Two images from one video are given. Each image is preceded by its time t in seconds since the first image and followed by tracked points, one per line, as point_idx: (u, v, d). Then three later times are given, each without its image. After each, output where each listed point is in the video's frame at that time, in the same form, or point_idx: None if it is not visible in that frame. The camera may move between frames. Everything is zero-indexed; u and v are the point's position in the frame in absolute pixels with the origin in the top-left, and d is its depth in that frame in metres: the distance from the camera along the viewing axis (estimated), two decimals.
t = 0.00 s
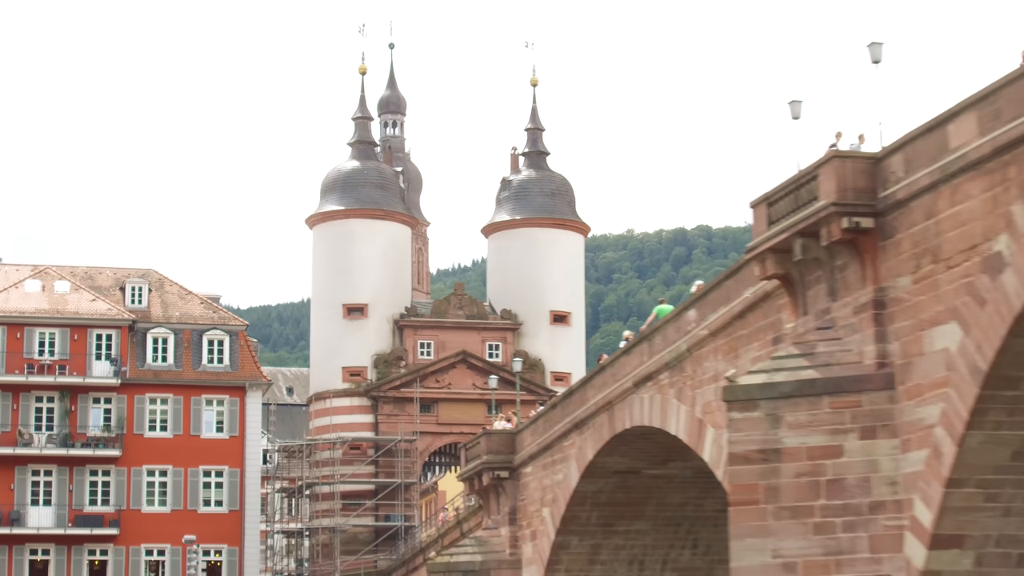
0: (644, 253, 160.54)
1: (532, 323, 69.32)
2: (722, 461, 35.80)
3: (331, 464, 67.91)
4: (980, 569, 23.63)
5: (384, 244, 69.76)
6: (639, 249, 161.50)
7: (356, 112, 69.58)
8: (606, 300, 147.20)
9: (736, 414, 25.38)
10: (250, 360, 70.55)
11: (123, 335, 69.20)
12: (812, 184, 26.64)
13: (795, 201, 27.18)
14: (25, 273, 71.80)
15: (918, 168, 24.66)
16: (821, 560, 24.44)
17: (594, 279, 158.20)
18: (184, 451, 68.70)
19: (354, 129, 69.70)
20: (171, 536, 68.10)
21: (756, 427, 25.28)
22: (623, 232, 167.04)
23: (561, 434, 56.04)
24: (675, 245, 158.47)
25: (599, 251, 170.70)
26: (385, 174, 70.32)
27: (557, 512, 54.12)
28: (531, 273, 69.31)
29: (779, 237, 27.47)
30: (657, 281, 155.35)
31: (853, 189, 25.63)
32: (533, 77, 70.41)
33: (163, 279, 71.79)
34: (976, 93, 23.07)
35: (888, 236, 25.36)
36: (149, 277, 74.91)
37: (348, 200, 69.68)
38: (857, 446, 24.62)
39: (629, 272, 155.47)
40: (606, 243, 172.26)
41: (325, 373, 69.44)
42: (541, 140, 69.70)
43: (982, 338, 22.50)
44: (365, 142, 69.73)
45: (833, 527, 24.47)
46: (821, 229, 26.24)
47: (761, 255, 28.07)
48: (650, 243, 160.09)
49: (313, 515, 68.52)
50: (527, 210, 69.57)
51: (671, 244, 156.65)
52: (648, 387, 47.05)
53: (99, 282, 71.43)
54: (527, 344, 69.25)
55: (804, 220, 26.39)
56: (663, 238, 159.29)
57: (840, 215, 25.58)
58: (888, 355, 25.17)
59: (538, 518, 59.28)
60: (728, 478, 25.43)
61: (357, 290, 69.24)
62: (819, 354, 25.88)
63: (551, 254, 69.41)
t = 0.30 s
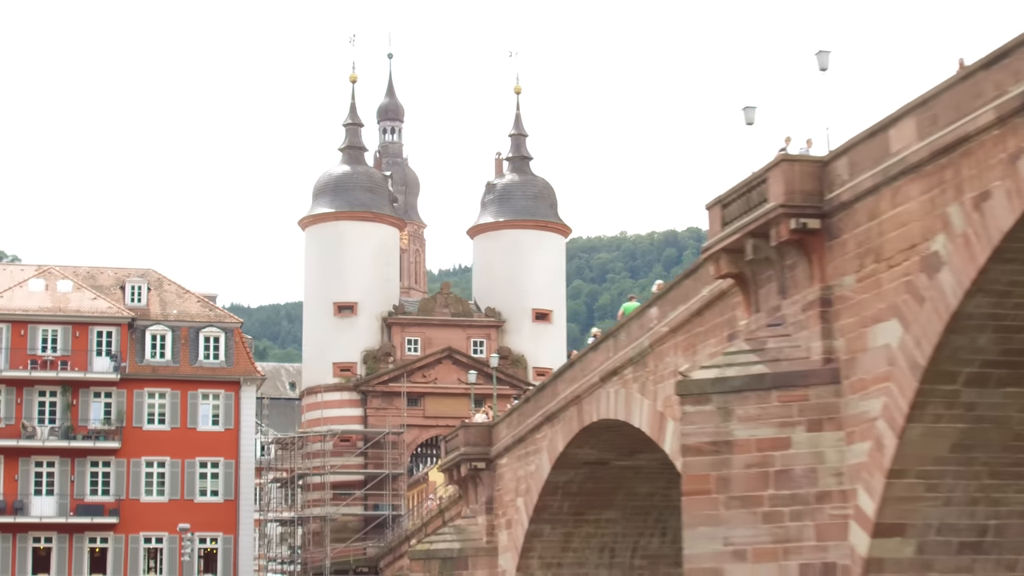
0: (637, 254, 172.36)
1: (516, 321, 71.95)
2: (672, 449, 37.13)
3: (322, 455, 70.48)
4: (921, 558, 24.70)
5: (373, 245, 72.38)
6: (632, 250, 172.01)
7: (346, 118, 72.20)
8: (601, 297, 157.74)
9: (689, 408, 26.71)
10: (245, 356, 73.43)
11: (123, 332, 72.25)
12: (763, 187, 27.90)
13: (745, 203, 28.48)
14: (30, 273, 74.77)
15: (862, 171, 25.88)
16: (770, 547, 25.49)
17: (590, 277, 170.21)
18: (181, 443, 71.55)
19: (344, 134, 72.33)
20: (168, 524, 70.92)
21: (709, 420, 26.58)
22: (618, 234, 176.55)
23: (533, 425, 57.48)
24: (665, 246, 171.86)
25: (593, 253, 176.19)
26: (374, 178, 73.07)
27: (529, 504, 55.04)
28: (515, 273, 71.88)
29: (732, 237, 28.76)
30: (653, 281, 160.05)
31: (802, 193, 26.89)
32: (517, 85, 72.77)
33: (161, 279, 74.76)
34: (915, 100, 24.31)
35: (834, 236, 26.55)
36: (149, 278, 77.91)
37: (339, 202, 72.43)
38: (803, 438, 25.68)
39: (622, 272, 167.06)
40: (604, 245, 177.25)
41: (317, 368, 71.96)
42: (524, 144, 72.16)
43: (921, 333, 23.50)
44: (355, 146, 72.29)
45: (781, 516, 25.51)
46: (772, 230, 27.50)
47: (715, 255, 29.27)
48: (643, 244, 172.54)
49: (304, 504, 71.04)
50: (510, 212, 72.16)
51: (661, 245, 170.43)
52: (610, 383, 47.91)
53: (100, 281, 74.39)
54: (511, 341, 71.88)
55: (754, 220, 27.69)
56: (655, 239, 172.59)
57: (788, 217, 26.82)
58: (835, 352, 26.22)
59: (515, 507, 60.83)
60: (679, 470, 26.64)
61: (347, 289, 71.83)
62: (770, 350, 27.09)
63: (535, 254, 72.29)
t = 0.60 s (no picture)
0: (632, 256, 181.90)
1: (502, 319, 75.66)
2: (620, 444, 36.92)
3: (315, 448, 73.26)
4: (866, 547, 24.59)
5: (365, 246, 75.33)
6: (626, 252, 180.66)
7: (339, 126, 75.01)
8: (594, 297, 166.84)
9: (646, 402, 26.93)
10: (242, 353, 76.79)
11: (126, 329, 75.35)
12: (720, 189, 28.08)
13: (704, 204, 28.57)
14: (37, 274, 77.99)
15: (809, 175, 25.87)
16: (723, 536, 25.77)
17: (585, 278, 178.40)
18: (181, 436, 74.61)
19: (337, 141, 75.20)
20: (168, 513, 73.94)
21: (665, 413, 26.77)
22: (612, 237, 185.53)
23: (506, 419, 56.68)
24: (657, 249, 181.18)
25: (587, 256, 185.25)
26: (367, 182, 75.83)
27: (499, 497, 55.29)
28: (502, 273, 75.65)
29: (689, 237, 28.89)
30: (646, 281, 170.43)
31: (753, 196, 26.88)
32: (504, 93, 75.40)
33: (162, 279, 78.10)
34: (858, 104, 24.34)
35: (783, 237, 26.54)
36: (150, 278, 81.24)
37: (333, 206, 75.35)
38: (755, 431, 25.82)
39: (617, 273, 175.23)
40: (598, 248, 185.47)
41: (311, 364, 74.93)
42: (510, 150, 74.75)
43: (862, 330, 23.35)
44: (349, 153, 75.27)
45: (734, 505, 25.71)
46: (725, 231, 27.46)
47: (674, 255, 29.49)
48: (636, 247, 180.58)
49: (298, 494, 73.82)
50: (495, 215, 76.16)
51: (653, 247, 179.43)
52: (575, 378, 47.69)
53: (105, 281, 77.67)
54: (497, 339, 75.52)
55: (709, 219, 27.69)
56: (648, 242, 181.49)
57: (740, 218, 26.85)
58: (785, 348, 26.16)
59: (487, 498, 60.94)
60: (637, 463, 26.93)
61: (340, 289, 74.68)
62: (723, 346, 27.06)
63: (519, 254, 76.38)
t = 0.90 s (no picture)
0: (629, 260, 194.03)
1: (488, 318, 79.33)
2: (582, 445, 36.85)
3: (311, 441, 76.02)
4: (815, 535, 26.36)
5: (358, 248, 78.48)
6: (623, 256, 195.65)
7: (334, 134, 78.09)
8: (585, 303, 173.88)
9: (607, 396, 28.19)
10: (241, 348, 80.27)
11: (130, 328, 78.77)
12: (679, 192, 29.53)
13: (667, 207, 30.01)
14: (46, 274, 81.45)
15: (761, 180, 27.30)
16: (677, 524, 27.16)
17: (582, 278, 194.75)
18: (183, 429, 77.85)
19: (332, 149, 78.32)
20: (170, 503, 77.02)
21: (624, 408, 28.09)
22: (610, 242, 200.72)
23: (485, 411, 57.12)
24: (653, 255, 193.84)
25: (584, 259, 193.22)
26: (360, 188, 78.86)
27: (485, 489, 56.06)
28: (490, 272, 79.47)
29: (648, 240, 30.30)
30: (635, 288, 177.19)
31: (708, 200, 28.41)
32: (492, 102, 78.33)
33: (165, 279, 81.63)
34: (806, 112, 25.67)
35: (737, 239, 28.06)
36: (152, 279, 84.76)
37: (328, 210, 78.51)
38: (709, 424, 27.32)
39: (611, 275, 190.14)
40: (592, 249, 201.37)
41: (307, 360, 78.08)
42: (497, 157, 77.57)
43: (810, 327, 24.75)
44: (343, 160, 78.40)
45: (689, 496, 27.25)
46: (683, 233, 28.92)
47: (635, 256, 30.90)
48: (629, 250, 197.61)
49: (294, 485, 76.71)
50: (483, 218, 80.21)
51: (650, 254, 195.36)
52: (556, 371, 48.54)
53: (110, 281, 81.17)
54: (484, 336, 79.14)
55: (666, 224, 29.19)
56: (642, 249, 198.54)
57: (695, 221, 28.29)
58: (737, 344, 27.74)
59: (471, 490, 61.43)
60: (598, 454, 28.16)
61: (334, 289, 77.75)
62: (680, 343, 28.60)
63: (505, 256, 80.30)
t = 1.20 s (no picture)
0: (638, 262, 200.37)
1: (478, 315, 85.24)
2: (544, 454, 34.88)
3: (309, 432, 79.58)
4: (768, 522, 26.32)
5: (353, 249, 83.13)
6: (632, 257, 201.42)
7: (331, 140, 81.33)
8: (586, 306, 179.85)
9: (571, 389, 28.14)
10: (242, 346, 83.97)
11: (136, 325, 82.29)
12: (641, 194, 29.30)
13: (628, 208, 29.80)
14: (58, 274, 85.23)
15: (716, 182, 27.17)
16: (637, 512, 26.90)
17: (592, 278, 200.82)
18: (186, 421, 81.47)
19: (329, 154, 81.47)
20: (174, 491, 80.38)
21: (588, 401, 27.97)
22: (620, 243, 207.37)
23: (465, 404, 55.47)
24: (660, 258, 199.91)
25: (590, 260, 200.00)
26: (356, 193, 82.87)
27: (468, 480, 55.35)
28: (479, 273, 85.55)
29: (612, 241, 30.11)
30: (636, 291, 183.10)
31: (668, 202, 28.23)
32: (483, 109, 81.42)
33: (170, 280, 85.51)
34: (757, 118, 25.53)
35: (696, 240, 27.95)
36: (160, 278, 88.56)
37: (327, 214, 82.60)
38: (668, 417, 27.17)
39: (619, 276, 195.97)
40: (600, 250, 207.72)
41: (305, 356, 82.37)
42: (487, 163, 80.74)
43: (761, 324, 24.69)
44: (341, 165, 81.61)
45: (649, 484, 26.99)
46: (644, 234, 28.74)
47: (601, 256, 30.64)
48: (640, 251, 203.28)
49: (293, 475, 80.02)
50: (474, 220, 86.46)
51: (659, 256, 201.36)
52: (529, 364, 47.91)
53: (118, 281, 85.01)
54: (474, 333, 84.95)
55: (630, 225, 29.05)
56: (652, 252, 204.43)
57: (655, 222, 28.05)
58: (696, 341, 27.53)
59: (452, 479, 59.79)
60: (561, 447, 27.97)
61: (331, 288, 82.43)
62: (641, 339, 28.40)
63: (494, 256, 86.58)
